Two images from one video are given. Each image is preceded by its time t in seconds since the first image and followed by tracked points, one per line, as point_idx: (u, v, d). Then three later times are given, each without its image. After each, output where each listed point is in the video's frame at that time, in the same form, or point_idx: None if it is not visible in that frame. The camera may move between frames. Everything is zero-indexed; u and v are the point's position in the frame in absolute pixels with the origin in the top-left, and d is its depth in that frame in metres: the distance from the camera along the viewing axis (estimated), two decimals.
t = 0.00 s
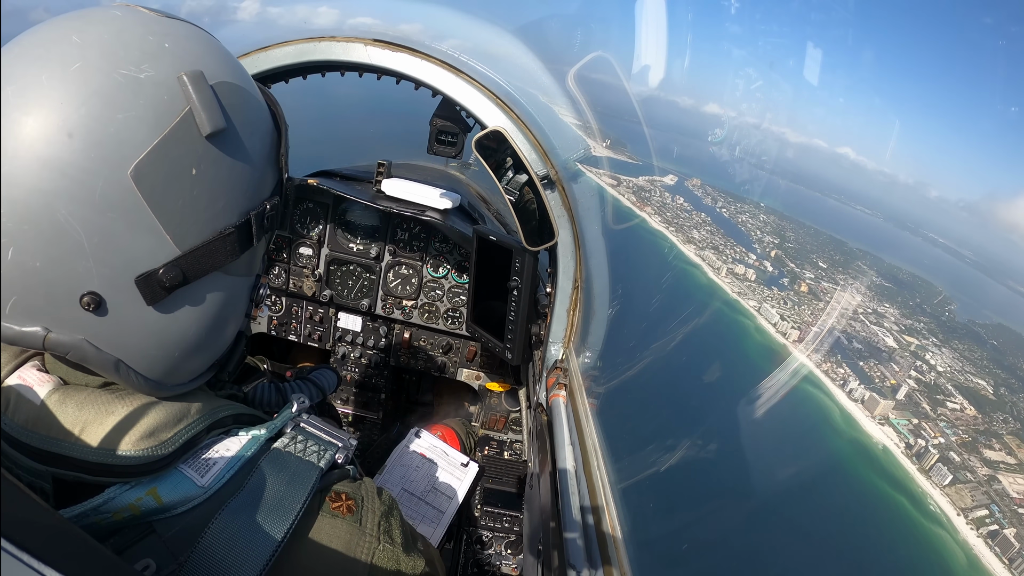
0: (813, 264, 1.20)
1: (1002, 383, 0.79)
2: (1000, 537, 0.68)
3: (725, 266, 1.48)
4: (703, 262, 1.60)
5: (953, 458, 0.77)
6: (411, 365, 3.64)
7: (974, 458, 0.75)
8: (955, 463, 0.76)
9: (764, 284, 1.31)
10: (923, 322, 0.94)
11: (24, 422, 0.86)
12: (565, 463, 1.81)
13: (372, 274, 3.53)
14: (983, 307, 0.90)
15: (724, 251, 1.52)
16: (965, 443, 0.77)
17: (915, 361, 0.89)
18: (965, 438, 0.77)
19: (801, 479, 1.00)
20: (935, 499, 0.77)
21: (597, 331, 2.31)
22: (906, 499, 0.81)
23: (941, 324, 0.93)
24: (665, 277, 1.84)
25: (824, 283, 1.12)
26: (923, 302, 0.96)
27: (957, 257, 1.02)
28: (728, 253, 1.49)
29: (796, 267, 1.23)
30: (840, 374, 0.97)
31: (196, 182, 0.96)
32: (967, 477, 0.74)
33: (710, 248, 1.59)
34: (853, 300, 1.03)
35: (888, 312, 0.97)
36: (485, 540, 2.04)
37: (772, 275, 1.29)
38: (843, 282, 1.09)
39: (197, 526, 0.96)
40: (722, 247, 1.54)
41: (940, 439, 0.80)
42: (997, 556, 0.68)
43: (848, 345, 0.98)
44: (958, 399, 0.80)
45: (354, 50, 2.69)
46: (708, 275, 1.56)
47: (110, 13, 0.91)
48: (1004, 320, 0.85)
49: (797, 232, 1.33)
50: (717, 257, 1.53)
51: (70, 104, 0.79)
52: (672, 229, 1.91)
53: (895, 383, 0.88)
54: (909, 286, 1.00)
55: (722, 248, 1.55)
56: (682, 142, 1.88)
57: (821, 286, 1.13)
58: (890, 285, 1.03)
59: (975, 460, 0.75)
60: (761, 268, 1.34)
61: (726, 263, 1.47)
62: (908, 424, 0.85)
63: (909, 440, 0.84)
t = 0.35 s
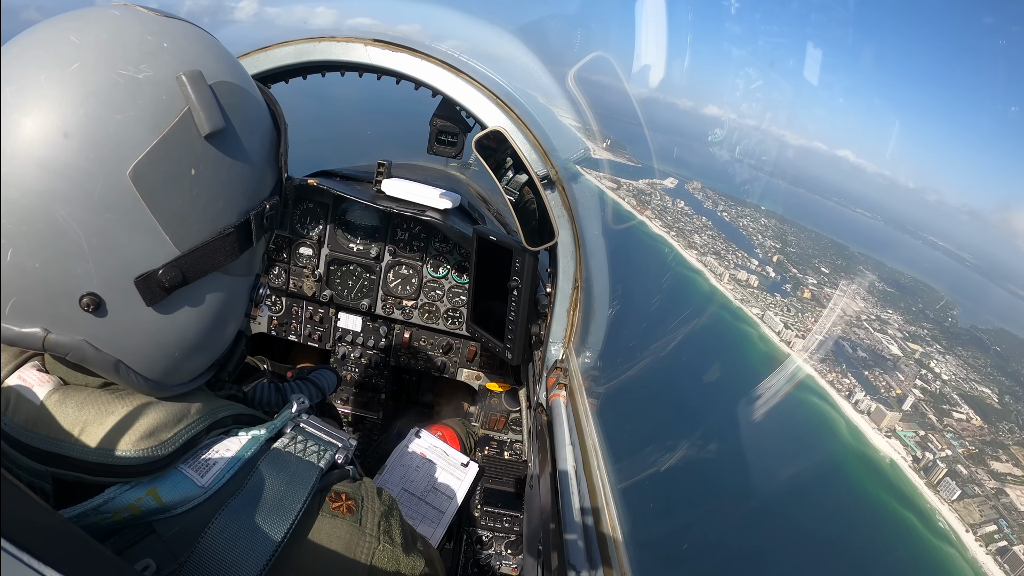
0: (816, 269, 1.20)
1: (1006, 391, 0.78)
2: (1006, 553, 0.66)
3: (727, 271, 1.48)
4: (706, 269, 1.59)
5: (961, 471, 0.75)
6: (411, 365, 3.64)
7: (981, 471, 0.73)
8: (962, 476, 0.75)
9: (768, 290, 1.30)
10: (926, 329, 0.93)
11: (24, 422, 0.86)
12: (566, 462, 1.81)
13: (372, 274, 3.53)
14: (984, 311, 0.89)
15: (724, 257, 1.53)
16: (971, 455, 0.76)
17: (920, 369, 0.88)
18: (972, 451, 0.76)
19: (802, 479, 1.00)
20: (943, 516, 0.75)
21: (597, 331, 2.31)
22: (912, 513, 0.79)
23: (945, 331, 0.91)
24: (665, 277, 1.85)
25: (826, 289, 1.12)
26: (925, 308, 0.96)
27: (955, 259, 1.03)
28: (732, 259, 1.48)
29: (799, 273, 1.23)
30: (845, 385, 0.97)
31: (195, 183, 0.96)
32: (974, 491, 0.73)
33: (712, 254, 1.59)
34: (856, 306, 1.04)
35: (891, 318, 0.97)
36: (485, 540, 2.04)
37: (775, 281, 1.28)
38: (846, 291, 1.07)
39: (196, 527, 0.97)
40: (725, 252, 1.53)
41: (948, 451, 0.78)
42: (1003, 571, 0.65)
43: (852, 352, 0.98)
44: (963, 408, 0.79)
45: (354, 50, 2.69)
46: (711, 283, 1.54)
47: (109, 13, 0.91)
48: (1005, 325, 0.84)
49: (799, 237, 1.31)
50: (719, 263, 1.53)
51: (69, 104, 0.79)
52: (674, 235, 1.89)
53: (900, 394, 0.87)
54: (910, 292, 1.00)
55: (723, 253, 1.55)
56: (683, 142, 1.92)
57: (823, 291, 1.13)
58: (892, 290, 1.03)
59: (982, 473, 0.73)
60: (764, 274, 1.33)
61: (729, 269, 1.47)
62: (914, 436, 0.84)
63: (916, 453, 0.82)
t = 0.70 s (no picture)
0: (819, 273, 1.18)
1: (1012, 399, 0.78)
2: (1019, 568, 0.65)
3: (730, 277, 1.46)
4: (709, 274, 1.57)
5: (969, 483, 0.74)
6: (411, 365, 3.64)
7: (988, 482, 0.73)
8: (971, 488, 0.74)
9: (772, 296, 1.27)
10: (930, 334, 0.93)
11: (24, 422, 0.86)
12: (565, 462, 1.81)
13: (372, 274, 3.53)
14: (986, 315, 0.90)
15: (727, 261, 1.51)
16: (980, 467, 0.75)
17: (926, 377, 0.87)
18: (980, 463, 0.76)
19: (803, 479, 1.00)
20: (953, 532, 0.74)
21: (597, 331, 2.31)
22: (921, 528, 0.78)
23: (948, 335, 0.91)
24: (665, 277, 1.85)
25: (831, 294, 1.09)
26: (929, 311, 0.95)
27: (955, 261, 1.04)
28: (734, 264, 1.46)
29: (802, 278, 1.21)
30: (852, 396, 0.95)
31: (195, 182, 0.96)
32: (983, 504, 0.72)
33: (715, 258, 1.58)
34: (861, 310, 1.03)
35: (896, 324, 0.96)
36: (485, 540, 2.04)
37: (778, 287, 1.27)
38: (851, 295, 1.06)
39: (196, 527, 0.97)
40: (726, 256, 1.52)
41: (956, 463, 0.78)
42: None
43: (857, 360, 0.96)
44: (970, 417, 0.79)
45: (354, 50, 2.69)
46: (713, 289, 1.52)
47: (109, 13, 0.91)
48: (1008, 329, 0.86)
49: (801, 240, 1.30)
50: (722, 268, 1.52)
51: (69, 104, 0.79)
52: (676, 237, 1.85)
53: (908, 404, 0.86)
54: (914, 295, 0.99)
55: (725, 257, 1.53)
56: (685, 143, 1.93)
57: (826, 296, 1.10)
58: (896, 295, 1.02)
59: (990, 484, 0.73)
60: (767, 279, 1.31)
61: (732, 275, 1.45)
62: (922, 448, 0.83)
63: (925, 466, 0.81)
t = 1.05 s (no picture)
0: (823, 279, 1.16)
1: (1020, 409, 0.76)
2: None
3: (734, 282, 1.44)
4: (712, 279, 1.55)
5: (978, 496, 0.72)
6: (411, 365, 3.64)
7: (999, 496, 0.71)
8: (980, 502, 0.72)
9: (776, 302, 1.26)
10: (936, 339, 0.90)
11: (23, 422, 0.86)
12: (565, 462, 1.81)
13: (372, 274, 3.53)
14: (992, 319, 0.88)
15: (730, 266, 1.50)
16: (988, 479, 0.73)
17: (933, 385, 0.86)
18: (989, 474, 0.73)
19: (805, 480, 0.99)
20: (963, 547, 0.71)
21: (597, 330, 2.31)
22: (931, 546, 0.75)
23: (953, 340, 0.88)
24: (665, 277, 1.85)
25: (834, 299, 1.10)
26: (932, 317, 0.93)
27: (958, 262, 1.05)
28: (737, 268, 1.46)
29: (805, 283, 1.20)
30: (859, 407, 0.94)
31: (195, 183, 0.95)
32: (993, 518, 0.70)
33: (717, 263, 1.56)
34: (866, 317, 1.02)
35: (901, 329, 0.96)
36: (485, 540, 2.04)
37: (781, 292, 1.25)
38: (857, 300, 1.06)
39: (196, 527, 0.96)
40: (730, 261, 1.51)
41: (964, 475, 0.75)
42: None
43: (863, 368, 0.96)
44: (978, 428, 0.76)
45: (354, 50, 2.69)
46: (717, 296, 1.49)
47: (109, 13, 0.91)
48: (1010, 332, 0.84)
49: (804, 244, 1.30)
50: (725, 273, 1.50)
51: (69, 103, 0.79)
52: (678, 241, 1.83)
53: (914, 413, 0.85)
54: (916, 300, 0.98)
55: (727, 262, 1.53)
56: (685, 144, 1.93)
57: (830, 301, 1.10)
58: (898, 298, 1.01)
59: (999, 497, 0.71)
60: (770, 283, 1.30)
61: (736, 281, 1.43)
62: (930, 461, 0.80)
63: (935, 479, 0.79)
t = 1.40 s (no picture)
0: (826, 283, 1.15)
1: None
2: None
3: (737, 289, 1.41)
4: (714, 286, 1.52)
5: (987, 510, 0.70)
6: (411, 365, 3.64)
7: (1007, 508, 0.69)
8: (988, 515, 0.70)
9: (781, 309, 1.23)
10: (940, 346, 0.90)
11: (22, 422, 0.86)
12: (565, 462, 1.81)
13: (372, 274, 3.53)
14: (994, 324, 0.86)
15: (733, 272, 1.47)
16: (995, 492, 0.71)
17: (938, 394, 0.84)
18: (996, 487, 0.72)
19: (806, 480, 0.99)
20: (973, 562, 0.68)
21: (597, 330, 2.31)
22: (937, 562, 0.73)
23: (958, 347, 0.88)
24: (665, 277, 1.85)
25: (837, 305, 1.08)
26: (936, 323, 0.94)
27: (959, 266, 1.02)
28: (739, 274, 1.44)
29: (807, 287, 1.19)
30: (865, 418, 0.92)
31: (194, 183, 0.95)
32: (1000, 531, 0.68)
33: (720, 268, 1.54)
34: (869, 323, 1.01)
35: (905, 335, 0.95)
36: (485, 540, 2.04)
37: (783, 299, 1.23)
38: (858, 305, 1.05)
39: (196, 527, 0.96)
40: (732, 267, 1.49)
41: (972, 488, 0.73)
42: None
43: (869, 378, 0.94)
44: (985, 437, 0.75)
45: (354, 50, 2.69)
46: (720, 303, 1.47)
47: (107, 13, 0.91)
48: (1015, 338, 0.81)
49: (805, 247, 1.28)
50: (727, 279, 1.48)
51: (68, 103, 0.79)
52: (679, 245, 1.84)
53: (921, 426, 0.83)
54: (918, 305, 0.97)
55: (731, 268, 1.50)
56: (685, 144, 1.92)
57: (835, 308, 1.08)
58: (901, 304, 1.00)
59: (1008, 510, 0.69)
60: (774, 290, 1.27)
61: (738, 287, 1.40)
62: (938, 474, 0.78)
63: (942, 494, 0.76)
